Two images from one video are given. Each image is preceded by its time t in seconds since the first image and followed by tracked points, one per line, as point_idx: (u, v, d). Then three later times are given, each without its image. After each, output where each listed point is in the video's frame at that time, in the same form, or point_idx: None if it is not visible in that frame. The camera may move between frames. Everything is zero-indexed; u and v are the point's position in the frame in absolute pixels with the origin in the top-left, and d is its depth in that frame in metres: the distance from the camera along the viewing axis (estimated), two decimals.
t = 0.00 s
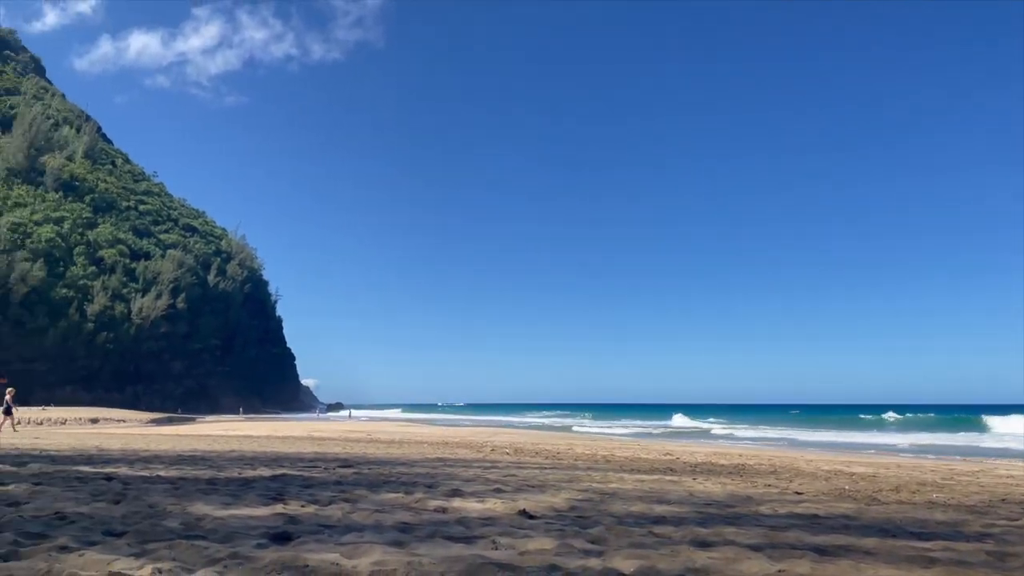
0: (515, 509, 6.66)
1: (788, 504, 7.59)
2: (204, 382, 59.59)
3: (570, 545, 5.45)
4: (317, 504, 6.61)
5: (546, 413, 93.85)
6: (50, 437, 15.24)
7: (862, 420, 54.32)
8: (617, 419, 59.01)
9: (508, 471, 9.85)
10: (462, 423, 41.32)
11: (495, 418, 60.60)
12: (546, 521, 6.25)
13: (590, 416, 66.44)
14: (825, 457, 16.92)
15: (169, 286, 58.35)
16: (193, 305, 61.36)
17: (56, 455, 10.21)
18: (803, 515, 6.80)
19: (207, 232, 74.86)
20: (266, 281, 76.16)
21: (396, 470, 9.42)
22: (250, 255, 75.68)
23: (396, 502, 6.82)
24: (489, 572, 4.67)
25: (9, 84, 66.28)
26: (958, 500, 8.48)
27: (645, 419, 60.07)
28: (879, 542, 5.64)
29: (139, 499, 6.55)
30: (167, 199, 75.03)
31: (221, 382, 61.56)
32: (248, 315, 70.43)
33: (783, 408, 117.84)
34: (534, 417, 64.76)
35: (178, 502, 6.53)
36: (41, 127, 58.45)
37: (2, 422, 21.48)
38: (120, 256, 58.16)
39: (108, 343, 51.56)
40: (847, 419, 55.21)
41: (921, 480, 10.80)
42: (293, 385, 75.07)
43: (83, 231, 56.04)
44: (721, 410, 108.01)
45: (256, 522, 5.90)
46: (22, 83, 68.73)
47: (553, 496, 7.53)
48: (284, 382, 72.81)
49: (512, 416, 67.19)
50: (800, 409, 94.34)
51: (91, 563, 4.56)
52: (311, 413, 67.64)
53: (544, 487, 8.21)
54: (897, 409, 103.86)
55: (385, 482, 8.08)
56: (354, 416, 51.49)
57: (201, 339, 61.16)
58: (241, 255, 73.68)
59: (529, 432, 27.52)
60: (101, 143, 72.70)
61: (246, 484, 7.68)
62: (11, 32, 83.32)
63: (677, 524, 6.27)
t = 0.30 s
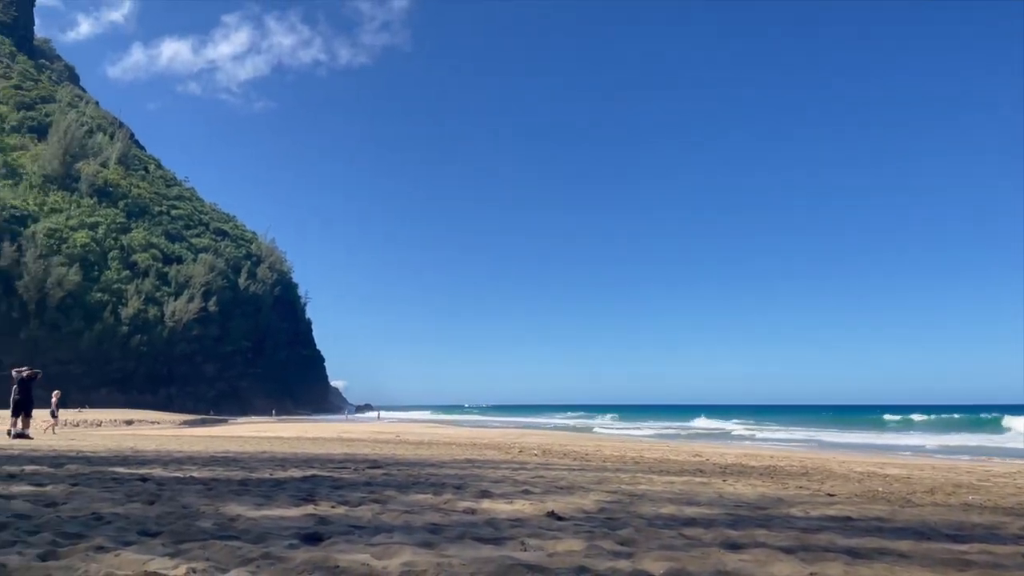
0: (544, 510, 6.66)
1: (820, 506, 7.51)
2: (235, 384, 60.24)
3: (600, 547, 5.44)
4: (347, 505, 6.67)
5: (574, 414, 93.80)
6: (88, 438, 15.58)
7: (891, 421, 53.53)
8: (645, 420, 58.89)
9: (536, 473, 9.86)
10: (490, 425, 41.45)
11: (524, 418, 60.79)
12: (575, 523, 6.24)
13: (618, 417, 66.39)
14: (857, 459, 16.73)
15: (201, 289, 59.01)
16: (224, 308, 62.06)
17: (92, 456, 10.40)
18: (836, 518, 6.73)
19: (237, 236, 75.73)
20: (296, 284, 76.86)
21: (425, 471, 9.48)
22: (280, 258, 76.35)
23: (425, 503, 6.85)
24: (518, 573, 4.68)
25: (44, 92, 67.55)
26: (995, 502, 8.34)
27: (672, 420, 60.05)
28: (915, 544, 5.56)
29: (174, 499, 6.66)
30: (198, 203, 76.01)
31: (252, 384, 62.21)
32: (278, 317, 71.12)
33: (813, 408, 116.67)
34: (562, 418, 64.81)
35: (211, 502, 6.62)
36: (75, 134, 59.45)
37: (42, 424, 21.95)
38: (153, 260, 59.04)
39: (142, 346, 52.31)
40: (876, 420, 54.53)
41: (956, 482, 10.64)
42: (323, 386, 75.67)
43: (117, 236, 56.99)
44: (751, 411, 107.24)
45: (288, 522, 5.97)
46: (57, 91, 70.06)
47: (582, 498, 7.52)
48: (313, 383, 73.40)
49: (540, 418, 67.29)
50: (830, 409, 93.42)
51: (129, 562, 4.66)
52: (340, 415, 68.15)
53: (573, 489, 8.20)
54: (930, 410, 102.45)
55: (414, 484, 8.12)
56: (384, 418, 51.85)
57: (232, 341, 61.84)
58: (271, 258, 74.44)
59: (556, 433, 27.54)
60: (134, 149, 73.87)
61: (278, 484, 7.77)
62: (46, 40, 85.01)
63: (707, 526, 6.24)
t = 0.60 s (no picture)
0: (574, 514, 6.65)
1: (855, 510, 7.41)
2: (266, 388, 60.80)
3: (629, 550, 5.41)
4: (376, 508, 6.71)
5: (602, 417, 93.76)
6: (124, 442, 15.82)
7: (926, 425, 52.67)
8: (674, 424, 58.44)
9: (565, 476, 9.86)
10: (516, 428, 41.50)
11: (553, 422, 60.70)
12: (604, 527, 6.22)
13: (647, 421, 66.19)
14: (891, 462, 16.49)
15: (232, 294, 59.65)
16: (255, 314, 62.68)
17: (128, 460, 10.57)
18: (872, 523, 6.64)
19: (267, 242, 76.53)
20: (325, 289, 77.44)
21: (454, 474, 9.51)
22: (309, 263, 77.02)
23: (454, 507, 6.87)
24: None
25: (79, 102, 68.77)
26: None
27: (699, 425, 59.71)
28: (952, 550, 5.47)
29: (207, 502, 6.75)
30: (229, 210, 76.99)
31: (282, 388, 62.79)
32: (308, 322, 71.73)
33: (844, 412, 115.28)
34: (591, 421, 64.73)
35: (243, 505, 6.70)
36: (110, 143, 60.46)
37: (77, 428, 22.32)
38: (185, 266, 59.83)
39: (175, 352, 53.01)
40: (908, 424, 53.63)
41: (993, 486, 10.45)
42: (352, 391, 76.16)
43: (150, 243, 57.86)
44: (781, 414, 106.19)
45: (319, 526, 6.02)
46: (92, 101, 71.29)
47: (613, 501, 7.49)
48: (343, 387, 73.91)
49: (567, 421, 67.21)
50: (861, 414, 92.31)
51: (164, 564, 4.72)
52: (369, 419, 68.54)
53: (602, 493, 8.19)
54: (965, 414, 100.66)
55: (444, 487, 8.14)
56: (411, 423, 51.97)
57: (263, 346, 62.43)
58: (301, 264, 75.11)
59: (584, 437, 27.53)
60: (167, 157, 75.00)
61: (309, 488, 7.83)
62: (81, 51, 86.58)
63: (739, 530, 6.19)
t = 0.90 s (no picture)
0: (604, 522, 6.62)
1: (892, 519, 7.30)
2: (297, 394, 61.32)
3: (662, 558, 5.37)
4: (407, 514, 6.73)
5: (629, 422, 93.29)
6: (159, 449, 16.02)
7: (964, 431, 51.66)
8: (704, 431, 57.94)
9: (595, 484, 9.82)
10: (545, 436, 41.40)
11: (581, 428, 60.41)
12: (635, 534, 6.19)
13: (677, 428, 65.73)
14: (929, 470, 16.21)
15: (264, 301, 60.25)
16: (287, 320, 63.26)
17: (164, 465, 10.72)
18: (909, 532, 6.53)
19: (298, 249, 77.29)
20: (355, 295, 77.96)
21: (484, 481, 9.51)
22: (340, 270, 77.60)
23: (485, 514, 6.87)
24: None
25: (115, 113, 70.08)
26: None
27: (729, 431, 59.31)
28: (992, 559, 5.36)
29: (240, 508, 6.81)
30: (261, 218, 77.90)
31: (313, 395, 63.26)
32: (338, 329, 72.24)
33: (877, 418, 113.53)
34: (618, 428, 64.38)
35: (276, 511, 6.75)
36: (145, 153, 61.50)
37: (113, 434, 22.70)
38: (218, 273, 60.59)
39: (208, 358, 53.67)
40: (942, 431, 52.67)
41: None
42: (382, 397, 76.54)
43: (184, 251, 58.73)
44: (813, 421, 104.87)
45: (350, 532, 6.05)
46: (127, 113, 72.63)
47: (644, 509, 7.45)
48: (372, 393, 74.28)
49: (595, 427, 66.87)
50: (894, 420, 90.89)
51: (199, 568, 4.79)
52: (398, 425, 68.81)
53: (634, 500, 8.14)
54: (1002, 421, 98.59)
55: (474, 494, 8.14)
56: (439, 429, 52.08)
57: (294, 352, 62.95)
58: (331, 271, 75.71)
59: (614, 445, 27.39)
60: (200, 166, 76.13)
61: (340, 494, 7.88)
62: (116, 64, 88.29)
63: (773, 538, 6.12)
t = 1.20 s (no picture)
0: (635, 532, 6.57)
1: (930, 531, 7.17)
2: (328, 402, 61.73)
3: (694, 570, 5.33)
4: (437, 523, 6.74)
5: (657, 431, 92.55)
6: (192, 456, 16.23)
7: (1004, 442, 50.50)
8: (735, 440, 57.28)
9: (625, 494, 9.75)
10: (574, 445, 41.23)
11: (609, 438, 60.14)
12: (667, 544, 6.14)
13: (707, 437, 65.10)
14: (967, 481, 15.87)
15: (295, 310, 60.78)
16: (317, 329, 63.77)
17: (197, 473, 10.84)
18: (947, 544, 6.41)
19: (329, 259, 78.00)
20: (384, 304, 78.42)
21: (514, 491, 9.49)
22: (369, 279, 78.13)
23: (516, 523, 6.86)
24: None
25: (150, 126, 71.39)
26: None
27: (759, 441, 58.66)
28: None
29: (272, 515, 6.87)
30: (292, 228, 78.78)
31: (343, 402, 63.67)
32: (368, 337, 72.70)
33: (912, 429, 111.50)
34: (647, 437, 63.94)
35: (307, 518, 6.81)
36: (179, 164, 62.51)
37: (149, 442, 23.03)
38: (251, 283, 61.31)
39: (241, 366, 54.19)
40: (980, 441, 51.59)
41: None
42: (411, 405, 76.78)
43: (217, 261, 59.54)
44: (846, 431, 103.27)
45: (381, 540, 6.07)
46: (162, 125, 73.93)
47: (676, 520, 7.38)
48: (401, 401, 74.56)
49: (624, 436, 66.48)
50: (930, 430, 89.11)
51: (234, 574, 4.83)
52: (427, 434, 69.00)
53: (664, 510, 8.08)
54: None
55: (504, 503, 8.12)
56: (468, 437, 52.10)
57: (325, 360, 63.40)
58: (361, 280, 76.24)
59: (644, 454, 27.19)
60: (233, 178, 77.23)
61: (371, 502, 7.92)
62: (152, 77, 89.94)
63: (807, 550, 6.04)
